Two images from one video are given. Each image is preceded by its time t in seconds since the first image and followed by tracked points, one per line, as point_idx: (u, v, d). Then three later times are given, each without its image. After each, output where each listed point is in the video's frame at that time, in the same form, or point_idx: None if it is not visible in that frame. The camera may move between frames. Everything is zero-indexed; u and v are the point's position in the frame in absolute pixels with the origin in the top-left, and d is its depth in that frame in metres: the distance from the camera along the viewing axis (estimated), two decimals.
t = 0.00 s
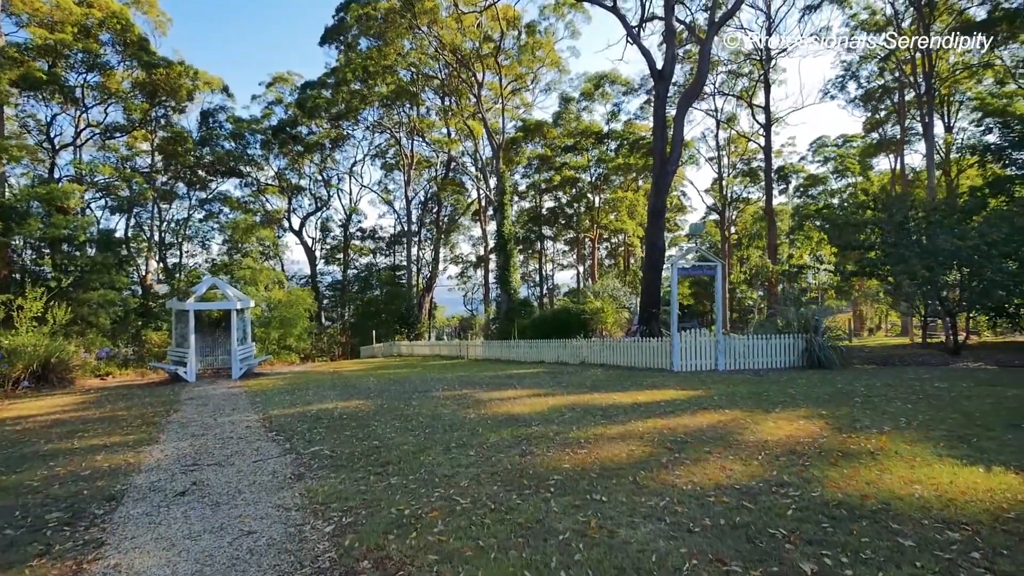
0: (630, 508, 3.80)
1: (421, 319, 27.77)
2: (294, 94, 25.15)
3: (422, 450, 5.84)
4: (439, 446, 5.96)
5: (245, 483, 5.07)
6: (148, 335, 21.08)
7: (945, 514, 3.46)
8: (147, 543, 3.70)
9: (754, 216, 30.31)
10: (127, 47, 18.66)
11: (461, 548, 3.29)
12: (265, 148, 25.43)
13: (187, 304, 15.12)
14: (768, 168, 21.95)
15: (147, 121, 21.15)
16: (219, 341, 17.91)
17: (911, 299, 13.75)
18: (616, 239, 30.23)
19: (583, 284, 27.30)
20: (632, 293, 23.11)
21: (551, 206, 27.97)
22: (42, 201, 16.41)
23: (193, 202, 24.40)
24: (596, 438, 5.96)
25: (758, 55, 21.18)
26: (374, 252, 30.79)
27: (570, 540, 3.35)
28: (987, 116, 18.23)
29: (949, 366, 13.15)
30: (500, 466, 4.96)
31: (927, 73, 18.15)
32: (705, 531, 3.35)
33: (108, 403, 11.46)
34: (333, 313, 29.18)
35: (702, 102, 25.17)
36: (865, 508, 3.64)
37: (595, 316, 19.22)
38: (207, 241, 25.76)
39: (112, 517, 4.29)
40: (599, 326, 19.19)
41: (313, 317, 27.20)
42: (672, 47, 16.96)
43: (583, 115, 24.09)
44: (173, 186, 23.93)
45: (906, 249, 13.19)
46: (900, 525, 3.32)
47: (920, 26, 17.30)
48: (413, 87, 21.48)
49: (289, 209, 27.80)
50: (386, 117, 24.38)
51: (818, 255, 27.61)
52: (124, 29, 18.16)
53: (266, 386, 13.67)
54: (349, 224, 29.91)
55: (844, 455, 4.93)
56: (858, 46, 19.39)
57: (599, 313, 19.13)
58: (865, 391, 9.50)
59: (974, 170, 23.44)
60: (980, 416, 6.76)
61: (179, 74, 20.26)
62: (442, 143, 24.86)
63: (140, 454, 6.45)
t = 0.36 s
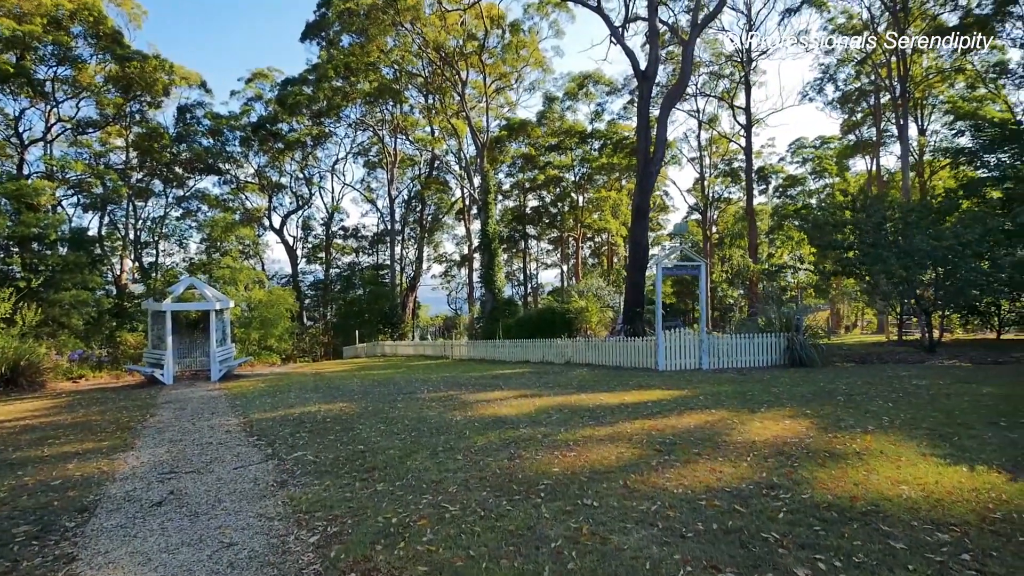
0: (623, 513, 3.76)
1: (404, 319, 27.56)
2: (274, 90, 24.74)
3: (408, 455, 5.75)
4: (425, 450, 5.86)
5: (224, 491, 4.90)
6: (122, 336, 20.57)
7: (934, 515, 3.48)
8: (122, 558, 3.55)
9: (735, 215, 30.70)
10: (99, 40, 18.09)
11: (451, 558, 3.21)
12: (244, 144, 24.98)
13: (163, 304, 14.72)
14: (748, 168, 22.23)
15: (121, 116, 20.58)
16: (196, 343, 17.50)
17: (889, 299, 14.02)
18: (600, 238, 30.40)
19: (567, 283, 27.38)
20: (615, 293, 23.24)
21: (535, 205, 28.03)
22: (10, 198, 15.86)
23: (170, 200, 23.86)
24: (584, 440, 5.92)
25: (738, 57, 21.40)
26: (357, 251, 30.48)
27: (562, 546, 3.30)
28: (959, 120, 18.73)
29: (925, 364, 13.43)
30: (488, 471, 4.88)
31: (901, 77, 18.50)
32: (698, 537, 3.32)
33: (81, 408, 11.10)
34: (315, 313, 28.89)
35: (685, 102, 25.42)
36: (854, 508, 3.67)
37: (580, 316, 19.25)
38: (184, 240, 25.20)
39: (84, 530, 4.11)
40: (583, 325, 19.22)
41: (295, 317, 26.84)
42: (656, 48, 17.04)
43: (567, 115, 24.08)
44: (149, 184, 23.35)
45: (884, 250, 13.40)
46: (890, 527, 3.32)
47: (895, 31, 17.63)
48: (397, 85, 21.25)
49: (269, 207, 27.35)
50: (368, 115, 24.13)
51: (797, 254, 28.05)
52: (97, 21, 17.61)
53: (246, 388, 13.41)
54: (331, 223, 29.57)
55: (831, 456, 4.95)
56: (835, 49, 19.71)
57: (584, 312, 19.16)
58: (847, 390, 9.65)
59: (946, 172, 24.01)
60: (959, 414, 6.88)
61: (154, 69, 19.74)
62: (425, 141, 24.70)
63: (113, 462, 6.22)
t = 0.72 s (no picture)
0: (618, 523, 3.71)
1: (395, 321, 27.40)
2: (263, 90, 24.51)
3: (400, 463, 5.66)
4: (417, 458, 5.78)
5: (211, 502, 4.79)
6: (107, 339, 20.23)
7: (927, 523, 3.48)
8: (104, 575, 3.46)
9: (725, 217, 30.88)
10: (83, 39, 17.74)
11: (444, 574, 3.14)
12: (232, 144, 24.72)
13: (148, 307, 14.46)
14: (737, 170, 22.39)
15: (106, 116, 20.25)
16: (183, 346, 17.23)
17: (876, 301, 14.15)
18: (590, 239, 30.47)
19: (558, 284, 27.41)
20: (606, 294, 23.28)
21: (526, 206, 28.12)
22: None
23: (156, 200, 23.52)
24: (577, 447, 5.87)
25: (727, 60, 21.57)
26: (347, 252, 30.27)
27: (557, 559, 3.25)
28: (944, 123, 19.01)
29: (913, 365, 13.57)
30: (481, 480, 4.81)
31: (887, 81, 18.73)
32: (694, 548, 3.28)
33: (64, 414, 10.87)
34: (304, 314, 28.67)
35: (674, 104, 25.57)
36: (848, 517, 3.66)
37: (571, 317, 19.24)
38: (171, 241, 24.86)
39: (64, 544, 3.99)
40: (575, 327, 19.22)
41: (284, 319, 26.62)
42: (646, 51, 17.09)
43: (557, 116, 24.07)
44: (134, 184, 23.00)
45: (871, 252, 13.48)
46: (884, 536, 3.31)
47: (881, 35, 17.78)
48: (387, 86, 21.10)
49: (258, 208, 27.12)
50: (358, 115, 23.98)
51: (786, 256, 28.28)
52: (80, 19, 17.26)
53: (234, 392, 13.23)
54: (320, 224, 29.35)
55: (824, 461, 4.95)
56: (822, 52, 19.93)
57: (575, 314, 19.15)
58: (837, 392, 9.70)
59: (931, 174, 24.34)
60: (948, 418, 6.91)
61: (139, 67, 19.43)
62: (415, 142, 24.60)
63: (96, 471, 6.07)
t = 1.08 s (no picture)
0: (618, 532, 3.67)
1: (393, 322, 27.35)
2: (260, 90, 24.40)
3: (397, 469, 5.60)
4: (414, 463, 5.73)
5: (205, 510, 4.73)
6: (103, 341, 20.10)
7: (928, 531, 3.46)
8: None
9: (722, 217, 30.90)
10: (78, 39, 17.54)
11: None
12: (230, 144, 24.63)
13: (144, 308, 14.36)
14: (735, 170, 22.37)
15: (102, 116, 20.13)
16: (179, 348, 17.14)
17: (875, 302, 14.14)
18: (589, 239, 30.45)
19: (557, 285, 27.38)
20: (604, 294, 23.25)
21: (524, 206, 28.30)
22: None
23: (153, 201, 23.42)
24: (576, 451, 5.82)
25: (726, 60, 21.54)
26: (344, 253, 30.21)
27: (556, 570, 3.20)
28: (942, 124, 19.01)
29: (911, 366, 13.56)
30: (480, 486, 4.77)
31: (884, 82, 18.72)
32: (694, 558, 3.24)
33: (59, 417, 10.79)
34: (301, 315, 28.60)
35: (673, 104, 25.54)
36: (849, 524, 3.63)
37: (569, 318, 19.21)
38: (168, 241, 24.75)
39: (56, 554, 3.93)
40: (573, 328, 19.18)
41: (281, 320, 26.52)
42: (644, 51, 17.03)
43: (556, 116, 23.95)
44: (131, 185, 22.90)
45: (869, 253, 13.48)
46: (886, 545, 3.29)
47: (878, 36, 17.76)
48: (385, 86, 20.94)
49: (257, 207, 27.26)
50: (355, 115, 23.90)
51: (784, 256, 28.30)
52: (75, 19, 17.07)
53: (231, 394, 13.16)
54: (318, 224, 29.27)
55: (824, 467, 4.93)
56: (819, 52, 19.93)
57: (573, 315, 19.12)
58: (836, 395, 9.67)
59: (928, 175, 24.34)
60: (948, 421, 6.89)
61: (135, 67, 19.29)
62: (413, 142, 24.51)
63: (90, 477, 6.00)
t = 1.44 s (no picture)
0: (620, 536, 3.63)
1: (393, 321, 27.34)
2: (259, 90, 24.36)
3: (398, 471, 5.54)
4: (413, 466, 5.68)
5: (203, 513, 4.68)
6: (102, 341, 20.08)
7: (933, 534, 3.42)
8: None
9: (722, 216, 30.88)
10: (77, 38, 17.53)
11: None
12: (229, 144, 24.60)
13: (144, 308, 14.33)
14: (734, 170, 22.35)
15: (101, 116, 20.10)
16: (179, 348, 17.11)
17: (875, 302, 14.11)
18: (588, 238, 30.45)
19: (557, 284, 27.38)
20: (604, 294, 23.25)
21: (523, 206, 28.19)
22: None
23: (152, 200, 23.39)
24: (576, 452, 5.78)
25: (725, 60, 21.51)
26: (344, 252, 30.20)
27: None
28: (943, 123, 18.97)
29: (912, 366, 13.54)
30: (479, 489, 4.73)
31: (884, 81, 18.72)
32: (697, 563, 3.21)
33: (58, 418, 10.76)
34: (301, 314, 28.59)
35: (673, 104, 25.52)
36: (853, 528, 3.59)
37: (569, 318, 19.19)
38: (167, 241, 24.73)
39: (52, 559, 3.89)
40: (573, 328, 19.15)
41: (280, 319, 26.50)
42: (644, 50, 17.00)
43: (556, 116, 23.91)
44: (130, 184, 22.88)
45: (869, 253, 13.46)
46: (891, 550, 3.25)
47: (879, 35, 17.74)
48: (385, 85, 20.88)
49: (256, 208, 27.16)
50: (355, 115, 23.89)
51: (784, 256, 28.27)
52: (74, 18, 17.02)
53: (231, 395, 13.13)
54: (317, 224, 29.24)
55: (828, 469, 4.88)
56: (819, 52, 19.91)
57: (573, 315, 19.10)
58: (837, 395, 9.64)
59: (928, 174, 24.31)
60: (950, 422, 6.85)
61: (134, 67, 19.25)
62: (412, 142, 24.48)
63: (88, 479, 5.96)
